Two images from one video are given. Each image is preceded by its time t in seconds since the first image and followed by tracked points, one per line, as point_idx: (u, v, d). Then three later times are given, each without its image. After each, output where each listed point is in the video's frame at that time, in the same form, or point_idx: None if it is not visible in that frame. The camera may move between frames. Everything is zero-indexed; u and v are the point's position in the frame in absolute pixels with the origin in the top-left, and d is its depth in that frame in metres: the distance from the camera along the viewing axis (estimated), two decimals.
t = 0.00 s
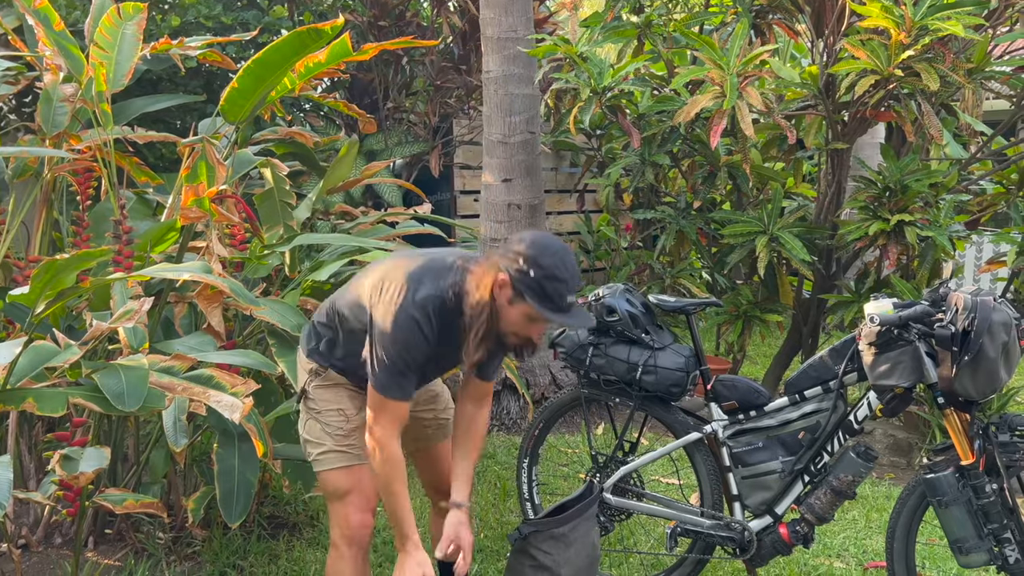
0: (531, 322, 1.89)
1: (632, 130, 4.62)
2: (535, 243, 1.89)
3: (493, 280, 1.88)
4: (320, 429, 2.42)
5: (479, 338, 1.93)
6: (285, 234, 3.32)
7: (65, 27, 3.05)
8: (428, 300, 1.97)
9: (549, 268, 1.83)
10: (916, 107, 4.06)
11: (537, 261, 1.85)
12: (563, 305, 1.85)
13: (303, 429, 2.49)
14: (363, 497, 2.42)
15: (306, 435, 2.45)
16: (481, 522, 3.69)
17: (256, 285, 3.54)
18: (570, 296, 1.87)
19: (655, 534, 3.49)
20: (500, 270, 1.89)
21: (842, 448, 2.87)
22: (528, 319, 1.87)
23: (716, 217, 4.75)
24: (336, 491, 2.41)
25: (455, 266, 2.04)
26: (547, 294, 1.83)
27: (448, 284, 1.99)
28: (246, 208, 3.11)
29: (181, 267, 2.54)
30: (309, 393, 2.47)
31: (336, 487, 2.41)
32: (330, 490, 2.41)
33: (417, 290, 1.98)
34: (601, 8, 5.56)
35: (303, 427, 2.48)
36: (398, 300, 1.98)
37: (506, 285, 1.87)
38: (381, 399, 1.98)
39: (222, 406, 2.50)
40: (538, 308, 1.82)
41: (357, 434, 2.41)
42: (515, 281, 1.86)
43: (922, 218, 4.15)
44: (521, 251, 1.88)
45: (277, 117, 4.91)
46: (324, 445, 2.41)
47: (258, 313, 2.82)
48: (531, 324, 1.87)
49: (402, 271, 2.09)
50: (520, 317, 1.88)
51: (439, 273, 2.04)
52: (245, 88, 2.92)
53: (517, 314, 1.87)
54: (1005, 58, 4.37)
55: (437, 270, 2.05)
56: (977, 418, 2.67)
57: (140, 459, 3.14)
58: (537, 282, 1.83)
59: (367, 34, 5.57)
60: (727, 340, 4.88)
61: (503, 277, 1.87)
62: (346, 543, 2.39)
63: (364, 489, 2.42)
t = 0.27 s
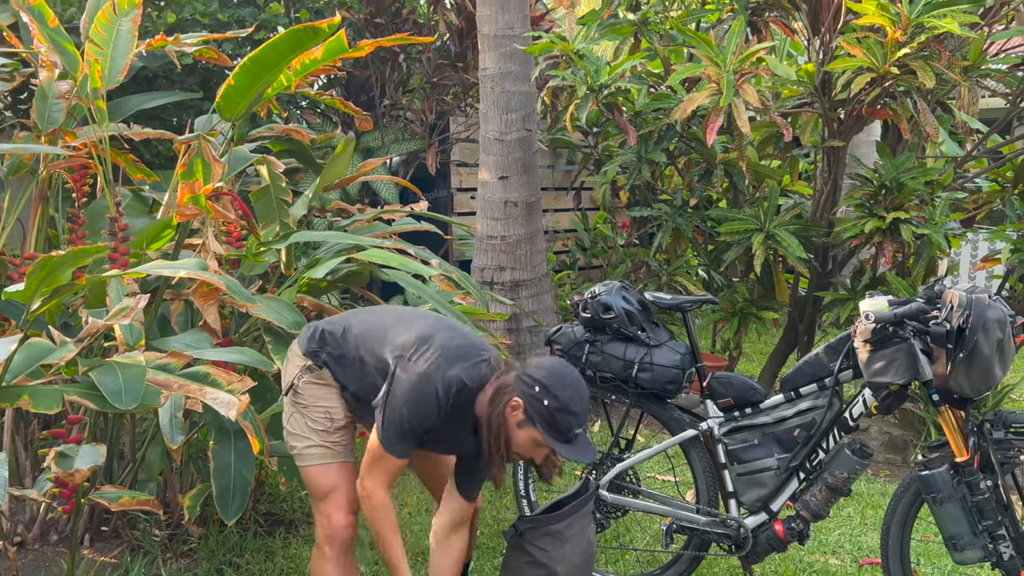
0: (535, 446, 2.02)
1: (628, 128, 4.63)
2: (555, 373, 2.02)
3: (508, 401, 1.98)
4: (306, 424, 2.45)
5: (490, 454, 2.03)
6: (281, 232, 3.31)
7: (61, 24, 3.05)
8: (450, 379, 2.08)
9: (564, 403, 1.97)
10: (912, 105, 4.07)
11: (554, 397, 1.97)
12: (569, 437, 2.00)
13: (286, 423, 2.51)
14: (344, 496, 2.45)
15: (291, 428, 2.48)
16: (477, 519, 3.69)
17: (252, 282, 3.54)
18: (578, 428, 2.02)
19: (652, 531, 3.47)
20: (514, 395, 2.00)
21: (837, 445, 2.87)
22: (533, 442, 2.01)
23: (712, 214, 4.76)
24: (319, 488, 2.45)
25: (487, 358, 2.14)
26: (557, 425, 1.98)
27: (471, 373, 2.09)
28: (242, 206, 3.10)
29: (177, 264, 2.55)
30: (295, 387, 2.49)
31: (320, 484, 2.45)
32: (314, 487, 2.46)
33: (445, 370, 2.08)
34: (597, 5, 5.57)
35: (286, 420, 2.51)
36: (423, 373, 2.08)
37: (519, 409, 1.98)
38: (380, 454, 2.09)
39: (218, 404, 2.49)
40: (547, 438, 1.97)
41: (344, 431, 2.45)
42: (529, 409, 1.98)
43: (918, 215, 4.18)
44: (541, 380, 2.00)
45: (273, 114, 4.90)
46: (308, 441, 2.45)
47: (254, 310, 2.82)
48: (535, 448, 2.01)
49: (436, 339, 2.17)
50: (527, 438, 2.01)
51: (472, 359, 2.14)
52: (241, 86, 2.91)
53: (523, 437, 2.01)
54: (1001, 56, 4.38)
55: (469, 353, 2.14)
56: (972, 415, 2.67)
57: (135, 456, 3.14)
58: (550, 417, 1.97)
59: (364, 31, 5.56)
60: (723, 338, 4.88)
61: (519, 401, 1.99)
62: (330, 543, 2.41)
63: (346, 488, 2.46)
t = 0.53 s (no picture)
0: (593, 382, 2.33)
1: (625, 123, 4.63)
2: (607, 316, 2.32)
3: (577, 337, 2.28)
4: (358, 415, 2.52)
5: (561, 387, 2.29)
6: (277, 226, 3.31)
7: (56, 15, 3.03)
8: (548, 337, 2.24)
9: (626, 346, 2.28)
10: (909, 102, 4.07)
11: (617, 340, 2.29)
12: (621, 374, 2.32)
13: (325, 408, 2.55)
14: (371, 487, 2.55)
15: (340, 419, 2.52)
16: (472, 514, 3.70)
17: (248, 276, 3.53)
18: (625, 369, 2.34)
19: (646, 526, 3.46)
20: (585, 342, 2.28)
21: (832, 441, 2.89)
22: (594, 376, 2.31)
23: (708, 210, 4.76)
24: (347, 478, 2.53)
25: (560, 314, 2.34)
26: (615, 364, 2.29)
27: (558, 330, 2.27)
28: (238, 199, 3.10)
29: (173, 257, 2.54)
30: (351, 376, 2.53)
31: (351, 474, 2.53)
32: (342, 476, 2.54)
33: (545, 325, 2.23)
34: None
35: (326, 406, 2.55)
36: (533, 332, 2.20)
37: (585, 347, 2.29)
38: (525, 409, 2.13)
39: (215, 398, 2.50)
40: (611, 372, 2.27)
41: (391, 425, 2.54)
42: (597, 353, 2.28)
43: (913, 213, 4.19)
44: (608, 325, 2.29)
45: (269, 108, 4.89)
46: (360, 433, 2.52)
47: (250, 304, 2.79)
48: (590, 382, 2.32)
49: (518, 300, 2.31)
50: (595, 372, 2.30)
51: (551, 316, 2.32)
52: (238, 79, 2.90)
53: (584, 369, 2.30)
54: (998, 54, 4.39)
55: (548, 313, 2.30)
56: (966, 412, 2.68)
57: (130, 450, 3.14)
58: (615, 355, 2.28)
59: (361, 24, 5.55)
60: (719, 334, 4.89)
61: (587, 340, 2.28)
62: (353, 529, 2.53)
63: (376, 480, 2.56)
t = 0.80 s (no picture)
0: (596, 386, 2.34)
1: (626, 125, 4.64)
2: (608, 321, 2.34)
3: (578, 342, 2.30)
4: (362, 414, 2.52)
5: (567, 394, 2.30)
6: (278, 227, 3.32)
7: (58, 18, 3.04)
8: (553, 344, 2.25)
9: (628, 350, 2.30)
10: (909, 104, 4.08)
11: (619, 344, 2.30)
12: (624, 379, 2.33)
13: (330, 406, 2.55)
14: (377, 487, 2.55)
15: (344, 418, 2.52)
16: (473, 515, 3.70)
17: (250, 277, 3.54)
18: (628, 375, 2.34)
19: (647, 527, 3.47)
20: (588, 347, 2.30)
21: (833, 442, 2.89)
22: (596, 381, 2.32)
23: (709, 211, 4.76)
24: (353, 478, 2.53)
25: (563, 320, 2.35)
26: (618, 369, 2.30)
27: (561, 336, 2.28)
28: (239, 201, 3.10)
29: (174, 259, 2.54)
30: (355, 375, 2.53)
31: (356, 474, 2.53)
32: (347, 475, 2.53)
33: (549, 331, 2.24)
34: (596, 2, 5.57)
35: (331, 403, 2.55)
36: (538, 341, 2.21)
37: (586, 351, 2.30)
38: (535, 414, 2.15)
39: (216, 400, 2.50)
40: (611, 376, 2.29)
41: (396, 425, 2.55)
42: (601, 357, 2.29)
43: (914, 214, 4.19)
44: (609, 329, 2.31)
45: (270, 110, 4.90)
46: (365, 431, 2.52)
47: (251, 306, 2.80)
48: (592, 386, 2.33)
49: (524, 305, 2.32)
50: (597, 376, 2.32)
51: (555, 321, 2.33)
52: (238, 80, 2.91)
53: (585, 374, 2.31)
54: (998, 55, 4.39)
55: (551, 316, 2.31)
56: (966, 413, 2.68)
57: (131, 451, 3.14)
58: (618, 358, 2.29)
59: (361, 26, 5.56)
60: (719, 335, 4.89)
61: (589, 343, 2.30)
62: (359, 529, 2.53)
63: (382, 480, 2.56)
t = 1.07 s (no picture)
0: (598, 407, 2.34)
1: (627, 126, 4.64)
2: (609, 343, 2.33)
3: (580, 365, 2.28)
4: (365, 412, 2.53)
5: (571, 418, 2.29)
6: (280, 229, 3.32)
7: (61, 20, 3.06)
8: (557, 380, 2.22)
9: (628, 371, 2.29)
10: (910, 105, 4.08)
11: (620, 366, 2.28)
12: (626, 399, 2.32)
13: (334, 406, 2.57)
14: (382, 485, 2.54)
15: (347, 417, 2.53)
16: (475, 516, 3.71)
17: (251, 279, 3.54)
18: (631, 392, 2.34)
19: (649, 528, 3.46)
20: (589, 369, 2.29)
21: (834, 443, 2.89)
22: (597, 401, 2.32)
23: (710, 213, 4.77)
24: (358, 476, 2.53)
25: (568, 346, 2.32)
26: (619, 390, 2.29)
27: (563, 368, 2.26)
28: (241, 202, 3.10)
29: (177, 260, 2.54)
30: (358, 374, 2.55)
31: (361, 472, 2.53)
32: (352, 473, 2.53)
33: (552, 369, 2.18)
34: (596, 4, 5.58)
35: (335, 403, 2.57)
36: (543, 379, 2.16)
37: (587, 373, 2.29)
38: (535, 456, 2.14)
39: (218, 401, 2.50)
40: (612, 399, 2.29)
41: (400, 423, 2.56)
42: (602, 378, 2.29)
43: (915, 215, 4.19)
44: (610, 350, 2.30)
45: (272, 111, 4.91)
46: (368, 429, 2.53)
47: (253, 307, 2.81)
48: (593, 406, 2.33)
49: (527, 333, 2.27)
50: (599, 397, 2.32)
51: (557, 348, 2.31)
52: (239, 82, 2.91)
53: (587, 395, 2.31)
54: (999, 56, 4.39)
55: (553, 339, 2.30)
56: (967, 414, 2.68)
57: (134, 452, 3.14)
58: (619, 378, 2.29)
59: (363, 28, 5.58)
60: (720, 336, 4.89)
61: (590, 366, 2.28)
62: (365, 527, 2.52)
63: (387, 478, 2.56)
